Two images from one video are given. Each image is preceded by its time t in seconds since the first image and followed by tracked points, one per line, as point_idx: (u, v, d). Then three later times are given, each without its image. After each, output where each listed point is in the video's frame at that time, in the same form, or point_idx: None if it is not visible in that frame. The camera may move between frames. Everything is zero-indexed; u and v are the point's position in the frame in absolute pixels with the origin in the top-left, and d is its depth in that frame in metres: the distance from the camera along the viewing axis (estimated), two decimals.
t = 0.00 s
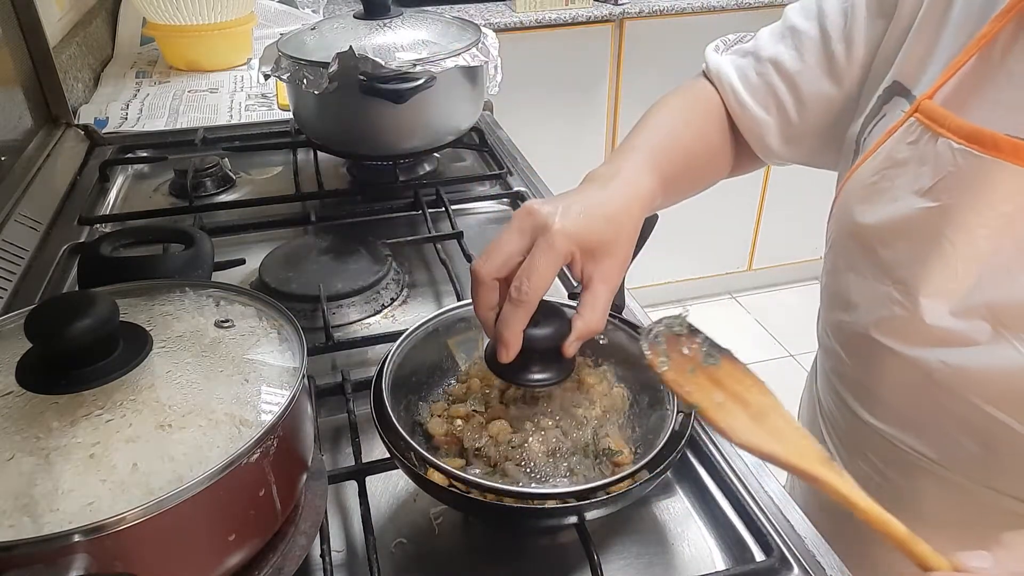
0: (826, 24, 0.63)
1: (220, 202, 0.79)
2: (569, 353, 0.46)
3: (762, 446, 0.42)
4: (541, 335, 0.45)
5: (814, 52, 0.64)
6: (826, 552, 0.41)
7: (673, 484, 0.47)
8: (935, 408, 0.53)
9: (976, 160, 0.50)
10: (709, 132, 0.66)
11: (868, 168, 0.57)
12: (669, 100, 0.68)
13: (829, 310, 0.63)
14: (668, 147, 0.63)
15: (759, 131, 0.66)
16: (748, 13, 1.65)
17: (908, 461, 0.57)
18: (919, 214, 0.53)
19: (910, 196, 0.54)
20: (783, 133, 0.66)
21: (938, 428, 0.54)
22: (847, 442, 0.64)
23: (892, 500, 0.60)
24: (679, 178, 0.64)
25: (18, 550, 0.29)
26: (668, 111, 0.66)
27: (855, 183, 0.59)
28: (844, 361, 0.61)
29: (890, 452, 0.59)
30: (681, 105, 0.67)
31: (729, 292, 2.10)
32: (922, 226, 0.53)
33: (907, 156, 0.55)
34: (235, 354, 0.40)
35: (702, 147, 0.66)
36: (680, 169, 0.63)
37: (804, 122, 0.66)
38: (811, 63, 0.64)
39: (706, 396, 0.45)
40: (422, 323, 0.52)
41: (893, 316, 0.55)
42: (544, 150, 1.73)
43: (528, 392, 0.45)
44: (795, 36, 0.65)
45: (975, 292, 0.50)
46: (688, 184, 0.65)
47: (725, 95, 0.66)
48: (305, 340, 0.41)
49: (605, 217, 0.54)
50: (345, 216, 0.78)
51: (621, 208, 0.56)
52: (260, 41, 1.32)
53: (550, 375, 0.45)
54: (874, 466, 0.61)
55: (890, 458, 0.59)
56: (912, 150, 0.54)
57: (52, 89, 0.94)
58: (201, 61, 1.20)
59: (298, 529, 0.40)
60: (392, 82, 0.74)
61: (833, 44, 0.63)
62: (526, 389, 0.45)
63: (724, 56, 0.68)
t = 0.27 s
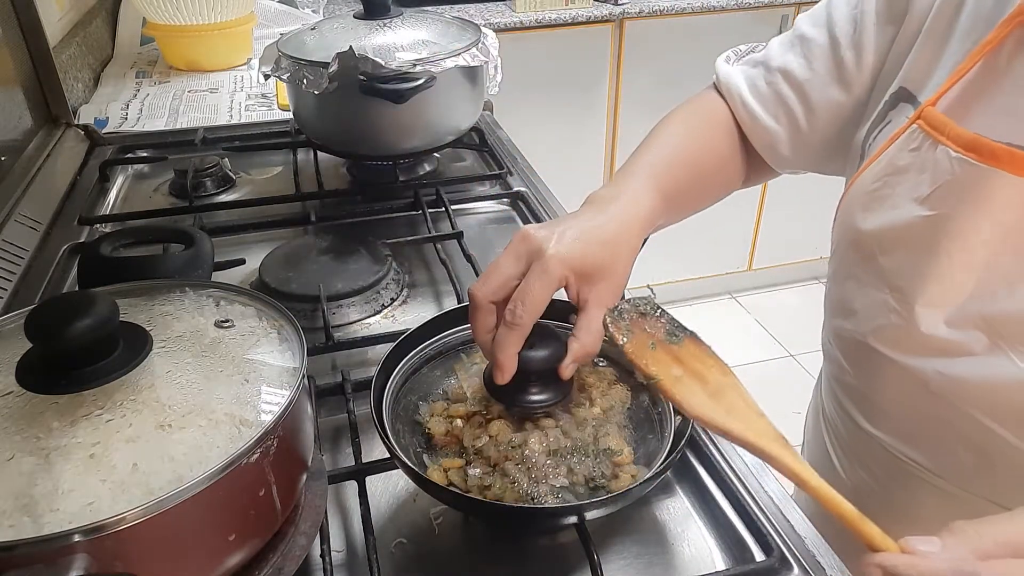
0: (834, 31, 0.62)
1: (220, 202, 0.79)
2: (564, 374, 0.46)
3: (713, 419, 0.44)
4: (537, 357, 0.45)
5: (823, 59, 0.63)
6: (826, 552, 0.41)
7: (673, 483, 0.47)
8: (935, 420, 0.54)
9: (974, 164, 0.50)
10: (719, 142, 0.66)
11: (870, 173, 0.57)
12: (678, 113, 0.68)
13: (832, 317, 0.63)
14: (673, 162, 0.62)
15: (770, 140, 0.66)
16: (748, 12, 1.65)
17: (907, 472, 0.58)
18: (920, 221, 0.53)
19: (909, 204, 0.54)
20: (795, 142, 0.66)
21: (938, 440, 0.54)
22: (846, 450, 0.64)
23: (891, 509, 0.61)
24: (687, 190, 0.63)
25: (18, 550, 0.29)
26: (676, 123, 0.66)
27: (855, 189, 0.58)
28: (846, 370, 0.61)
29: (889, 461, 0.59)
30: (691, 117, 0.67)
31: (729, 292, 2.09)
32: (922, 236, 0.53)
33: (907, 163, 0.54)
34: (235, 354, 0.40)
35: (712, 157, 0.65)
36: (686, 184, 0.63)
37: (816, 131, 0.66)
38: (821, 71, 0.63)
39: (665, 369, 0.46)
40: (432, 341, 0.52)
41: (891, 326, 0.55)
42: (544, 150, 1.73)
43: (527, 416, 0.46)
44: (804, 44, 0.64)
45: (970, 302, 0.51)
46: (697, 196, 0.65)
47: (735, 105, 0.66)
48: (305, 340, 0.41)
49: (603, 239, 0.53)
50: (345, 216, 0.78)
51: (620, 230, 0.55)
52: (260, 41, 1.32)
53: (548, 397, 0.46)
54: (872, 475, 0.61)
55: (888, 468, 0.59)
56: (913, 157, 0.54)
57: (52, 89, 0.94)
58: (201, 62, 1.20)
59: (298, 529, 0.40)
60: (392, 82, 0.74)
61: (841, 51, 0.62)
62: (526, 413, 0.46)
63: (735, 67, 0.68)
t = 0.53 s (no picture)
0: (851, 33, 0.59)
1: (220, 202, 0.79)
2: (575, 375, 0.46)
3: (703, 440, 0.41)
4: (537, 358, 0.45)
5: (838, 60, 0.59)
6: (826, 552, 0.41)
7: (673, 483, 0.47)
8: (939, 430, 0.53)
9: (982, 171, 0.49)
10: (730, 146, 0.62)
11: (881, 177, 0.55)
12: (685, 114, 0.64)
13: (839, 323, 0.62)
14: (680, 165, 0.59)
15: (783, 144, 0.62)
16: (748, 12, 1.65)
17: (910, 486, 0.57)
18: (926, 228, 0.52)
19: (916, 211, 0.53)
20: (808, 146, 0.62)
21: (941, 450, 0.53)
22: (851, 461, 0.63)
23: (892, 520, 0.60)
24: (695, 197, 0.59)
25: (18, 550, 0.29)
26: (683, 126, 0.62)
27: (866, 194, 0.57)
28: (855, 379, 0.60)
29: (893, 471, 0.58)
30: (700, 120, 0.63)
31: (729, 292, 2.09)
32: (929, 242, 0.52)
33: (918, 168, 0.53)
34: (235, 354, 0.40)
35: (722, 163, 0.61)
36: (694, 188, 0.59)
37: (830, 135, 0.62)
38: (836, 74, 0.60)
39: (653, 387, 0.43)
40: (432, 342, 0.52)
41: (896, 334, 0.54)
42: (544, 150, 1.74)
43: (527, 417, 0.46)
44: (820, 45, 0.60)
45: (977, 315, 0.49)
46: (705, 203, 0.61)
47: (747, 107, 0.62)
48: (305, 340, 0.41)
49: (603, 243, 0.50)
50: (345, 216, 0.78)
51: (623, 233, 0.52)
52: (260, 41, 1.32)
53: (549, 398, 0.46)
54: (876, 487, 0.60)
55: (890, 478, 0.59)
56: (924, 162, 0.52)
57: (52, 89, 0.94)
58: (201, 62, 1.20)
59: (298, 529, 0.40)
60: (392, 82, 0.74)
61: (858, 52, 0.58)
62: (526, 414, 0.46)
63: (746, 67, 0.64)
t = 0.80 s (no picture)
0: (877, 35, 0.63)
1: (220, 202, 0.79)
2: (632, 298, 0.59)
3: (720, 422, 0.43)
4: (537, 357, 0.44)
5: (865, 62, 0.64)
6: (826, 551, 0.41)
7: (672, 483, 0.47)
8: (953, 450, 0.56)
9: (1008, 183, 0.49)
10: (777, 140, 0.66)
11: (903, 185, 0.56)
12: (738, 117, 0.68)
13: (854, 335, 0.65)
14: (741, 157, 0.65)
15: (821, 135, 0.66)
16: (748, 12, 1.65)
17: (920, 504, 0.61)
18: (949, 240, 0.53)
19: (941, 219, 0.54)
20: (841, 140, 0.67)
21: (957, 471, 0.56)
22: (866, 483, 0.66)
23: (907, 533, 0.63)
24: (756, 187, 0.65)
25: (18, 550, 0.29)
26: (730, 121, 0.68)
27: (884, 204, 0.59)
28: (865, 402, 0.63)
29: (905, 487, 0.61)
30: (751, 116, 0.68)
31: (729, 292, 2.09)
32: (946, 254, 0.54)
33: (942, 176, 0.54)
34: (235, 354, 0.40)
35: (776, 153, 0.66)
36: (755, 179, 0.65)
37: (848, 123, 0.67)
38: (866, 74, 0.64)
39: (667, 373, 0.45)
40: (431, 342, 0.52)
41: (912, 346, 0.56)
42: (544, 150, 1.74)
43: (527, 416, 0.46)
44: (849, 46, 0.65)
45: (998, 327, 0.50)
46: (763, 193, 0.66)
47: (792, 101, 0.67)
48: (305, 340, 0.41)
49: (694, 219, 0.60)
50: (345, 216, 0.78)
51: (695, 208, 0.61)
52: (260, 41, 1.32)
53: (550, 398, 0.46)
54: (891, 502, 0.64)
55: (901, 492, 0.62)
56: (948, 170, 0.53)
57: (52, 89, 0.94)
58: (200, 62, 1.20)
59: (298, 529, 0.40)
60: (392, 82, 0.74)
61: (883, 55, 0.63)
62: (525, 414, 0.46)
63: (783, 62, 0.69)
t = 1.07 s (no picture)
0: (914, 49, 0.57)
1: (220, 202, 0.79)
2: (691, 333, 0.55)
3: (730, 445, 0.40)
4: (537, 360, 0.45)
5: (904, 80, 0.58)
6: (826, 552, 0.41)
7: (672, 483, 0.47)
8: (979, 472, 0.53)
9: None
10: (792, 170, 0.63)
11: (936, 196, 0.53)
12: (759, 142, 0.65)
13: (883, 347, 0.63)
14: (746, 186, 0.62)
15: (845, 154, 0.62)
16: (748, 13, 1.65)
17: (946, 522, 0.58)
18: (977, 256, 0.50)
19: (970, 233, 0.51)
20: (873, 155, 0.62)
21: (983, 492, 0.54)
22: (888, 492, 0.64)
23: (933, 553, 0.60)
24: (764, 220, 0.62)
25: (18, 550, 0.29)
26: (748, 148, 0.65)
27: (920, 213, 0.55)
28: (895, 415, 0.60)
29: (926, 502, 0.59)
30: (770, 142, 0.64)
31: (729, 293, 2.09)
32: (980, 269, 0.50)
33: (974, 189, 0.51)
34: (235, 354, 0.40)
35: (797, 182, 0.63)
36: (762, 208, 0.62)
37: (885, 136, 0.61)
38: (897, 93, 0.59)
39: (680, 392, 0.43)
40: (432, 342, 0.52)
41: (940, 364, 0.54)
42: (544, 151, 1.74)
43: (526, 417, 0.46)
44: (886, 65, 0.59)
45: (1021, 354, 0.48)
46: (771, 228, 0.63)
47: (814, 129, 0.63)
48: (305, 340, 0.41)
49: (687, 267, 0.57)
50: (344, 216, 0.78)
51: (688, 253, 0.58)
52: (260, 41, 1.32)
53: (549, 398, 0.46)
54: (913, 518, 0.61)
55: (925, 508, 0.60)
56: (980, 184, 0.50)
57: (52, 89, 0.94)
58: (200, 62, 1.20)
59: (298, 529, 0.40)
60: (392, 82, 0.74)
61: (924, 72, 0.57)
62: (525, 414, 0.46)
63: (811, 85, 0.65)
